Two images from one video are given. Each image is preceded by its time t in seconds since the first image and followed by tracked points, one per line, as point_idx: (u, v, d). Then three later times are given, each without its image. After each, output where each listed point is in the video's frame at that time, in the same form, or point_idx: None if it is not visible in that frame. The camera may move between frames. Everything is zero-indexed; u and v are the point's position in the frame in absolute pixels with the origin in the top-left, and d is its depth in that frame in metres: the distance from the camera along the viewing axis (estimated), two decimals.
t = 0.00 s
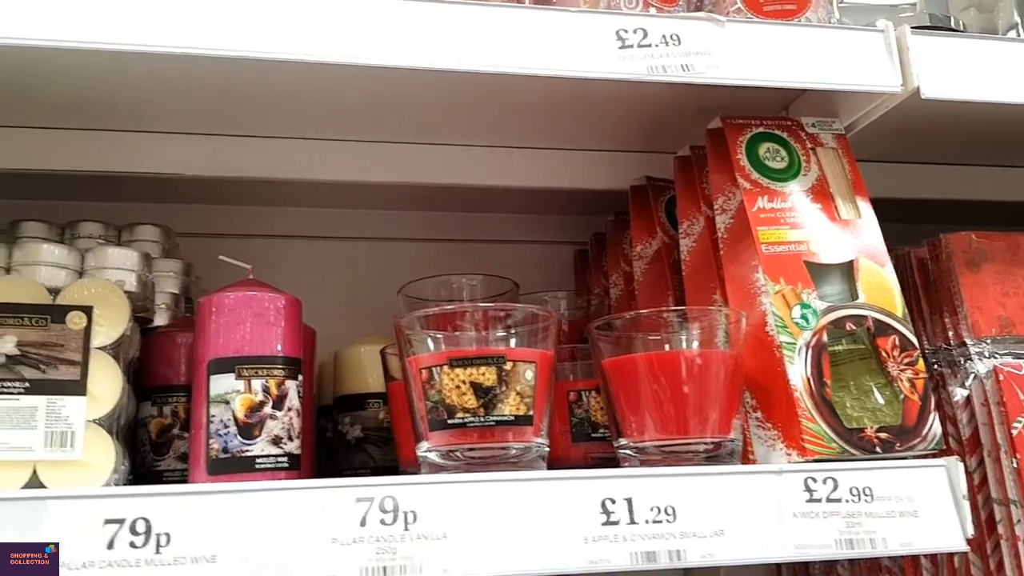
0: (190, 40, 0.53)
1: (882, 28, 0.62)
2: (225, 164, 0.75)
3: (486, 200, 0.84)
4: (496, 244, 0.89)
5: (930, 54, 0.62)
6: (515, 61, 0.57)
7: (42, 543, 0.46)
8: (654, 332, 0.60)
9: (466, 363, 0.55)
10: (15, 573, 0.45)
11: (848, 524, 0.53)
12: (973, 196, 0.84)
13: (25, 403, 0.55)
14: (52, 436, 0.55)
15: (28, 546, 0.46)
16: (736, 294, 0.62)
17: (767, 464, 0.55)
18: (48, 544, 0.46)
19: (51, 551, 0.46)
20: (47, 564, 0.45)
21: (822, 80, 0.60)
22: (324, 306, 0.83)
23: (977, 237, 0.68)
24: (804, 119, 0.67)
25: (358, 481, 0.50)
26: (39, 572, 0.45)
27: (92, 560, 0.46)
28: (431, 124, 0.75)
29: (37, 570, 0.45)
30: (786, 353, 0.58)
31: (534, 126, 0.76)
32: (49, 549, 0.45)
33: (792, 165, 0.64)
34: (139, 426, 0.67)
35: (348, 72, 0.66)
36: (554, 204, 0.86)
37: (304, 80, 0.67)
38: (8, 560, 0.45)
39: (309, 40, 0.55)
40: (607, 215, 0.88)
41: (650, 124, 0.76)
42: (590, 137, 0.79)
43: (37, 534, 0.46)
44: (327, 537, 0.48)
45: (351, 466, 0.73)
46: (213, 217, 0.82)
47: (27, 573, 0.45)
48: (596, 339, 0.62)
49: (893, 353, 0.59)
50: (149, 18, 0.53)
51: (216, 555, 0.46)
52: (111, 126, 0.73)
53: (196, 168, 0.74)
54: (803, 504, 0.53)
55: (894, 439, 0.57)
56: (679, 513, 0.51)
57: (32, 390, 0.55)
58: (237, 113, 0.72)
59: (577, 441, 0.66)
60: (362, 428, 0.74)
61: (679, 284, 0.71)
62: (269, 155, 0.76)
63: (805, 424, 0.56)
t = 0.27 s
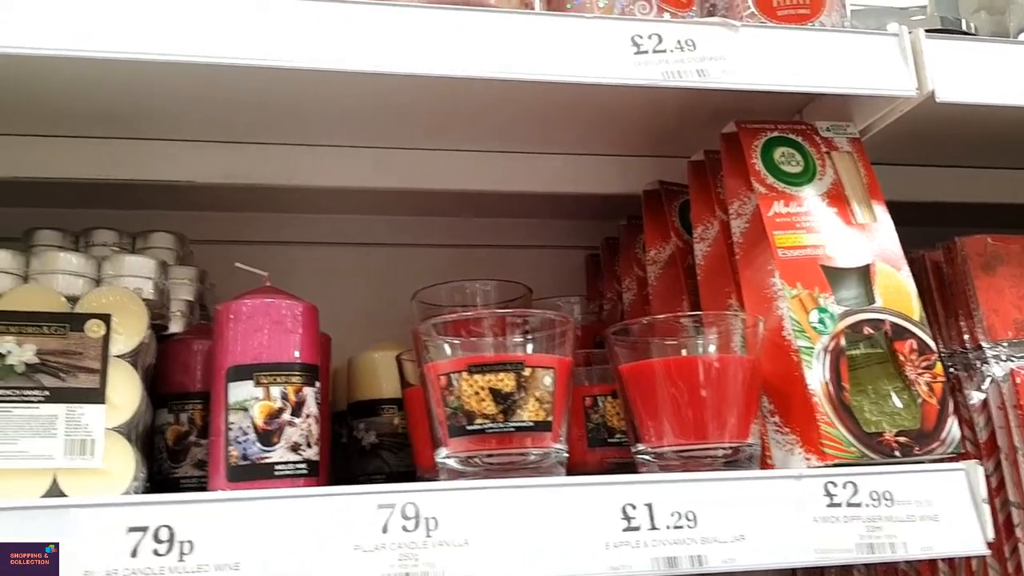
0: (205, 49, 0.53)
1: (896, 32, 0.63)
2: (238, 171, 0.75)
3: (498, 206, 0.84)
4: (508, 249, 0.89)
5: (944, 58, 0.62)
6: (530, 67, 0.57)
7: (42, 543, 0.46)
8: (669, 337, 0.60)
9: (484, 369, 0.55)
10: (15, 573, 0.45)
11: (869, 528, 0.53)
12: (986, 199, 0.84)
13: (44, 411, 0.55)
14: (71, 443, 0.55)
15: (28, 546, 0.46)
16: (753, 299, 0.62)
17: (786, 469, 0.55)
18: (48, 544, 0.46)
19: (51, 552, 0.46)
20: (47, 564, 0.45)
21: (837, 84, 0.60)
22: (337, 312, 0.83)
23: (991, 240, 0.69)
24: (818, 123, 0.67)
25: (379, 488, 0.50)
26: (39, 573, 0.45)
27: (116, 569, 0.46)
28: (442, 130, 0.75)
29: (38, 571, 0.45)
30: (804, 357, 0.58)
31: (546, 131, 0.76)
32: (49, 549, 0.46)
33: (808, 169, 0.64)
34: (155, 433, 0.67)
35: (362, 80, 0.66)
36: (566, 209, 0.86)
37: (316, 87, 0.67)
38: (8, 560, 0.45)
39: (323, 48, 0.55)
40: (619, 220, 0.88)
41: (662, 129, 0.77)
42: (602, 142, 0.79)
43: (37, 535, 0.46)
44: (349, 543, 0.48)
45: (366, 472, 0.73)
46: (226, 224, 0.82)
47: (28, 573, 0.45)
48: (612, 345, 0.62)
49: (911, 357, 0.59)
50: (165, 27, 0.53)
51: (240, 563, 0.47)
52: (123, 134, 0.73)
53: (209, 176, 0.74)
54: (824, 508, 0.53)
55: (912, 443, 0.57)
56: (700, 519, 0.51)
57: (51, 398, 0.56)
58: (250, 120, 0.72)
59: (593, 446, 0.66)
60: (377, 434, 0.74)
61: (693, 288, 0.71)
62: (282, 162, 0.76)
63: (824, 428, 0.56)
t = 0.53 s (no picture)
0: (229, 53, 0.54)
1: (916, 34, 0.63)
2: (257, 175, 0.75)
3: (515, 208, 0.85)
4: (524, 252, 0.89)
5: (964, 59, 0.62)
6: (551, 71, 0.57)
7: (42, 542, 0.46)
8: (691, 339, 0.60)
9: (509, 372, 0.55)
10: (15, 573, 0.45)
11: (893, 528, 0.53)
12: (1003, 199, 0.84)
13: (70, 415, 0.56)
14: (97, 447, 0.56)
15: (27, 546, 0.46)
16: (774, 300, 0.62)
17: (810, 471, 0.55)
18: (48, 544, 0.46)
19: (51, 551, 0.46)
20: (47, 564, 0.45)
21: (857, 87, 0.60)
22: (355, 315, 0.83)
23: (1010, 241, 0.69)
24: (837, 125, 0.68)
25: (406, 490, 0.50)
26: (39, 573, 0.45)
27: (148, 571, 0.46)
28: (460, 133, 0.75)
29: (38, 570, 0.45)
30: (827, 359, 0.58)
31: (564, 134, 0.76)
32: (49, 549, 0.46)
33: (828, 171, 0.64)
34: (178, 436, 0.68)
35: (381, 85, 0.66)
36: (583, 212, 0.86)
37: (336, 91, 0.67)
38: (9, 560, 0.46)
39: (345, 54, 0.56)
40: (635, 222, 0.89)
41: (680, 131, 0.77)
42: (619, 145, 0.79)
43: (38, 535, 0.46)
44: (378, 545, 0.48)
45: (385, 475, 0.74)
46: (245, 228, 0.82)
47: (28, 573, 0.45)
48: (633, 347, 0.63)
49: (933, 358, 0.60)
50: (189, 32, 0.54)
51: (270, 565, 0.47)
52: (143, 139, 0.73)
53: (228, 180, 0.75)
54: (849, 509, 0.53)
55: (936, 444, 0.57)
56: (726, 520, 0.52)
57: (78, 402, 0.56)
58: (269, 125, 0.72)
59: (613, 448, 0.66)
60: (395, 437, 0.74)
61: (712, 290, 0.71)
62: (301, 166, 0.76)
63: (848, 429, 0.56)
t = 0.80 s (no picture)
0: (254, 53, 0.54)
1: (939, 30, 0.63)
2: (278, 173, 0.75)
3: (534, 206, 0.85)
4: (543, 249, 0.89)
5: (988, 55, 0.62)
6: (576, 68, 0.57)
7: (42, 543, 0.46)
8: (715, 335, 0.60)
9: (536, 368, 0.56)
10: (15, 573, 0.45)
11: (921, 523, 0.53)
12: None
13: (100, 412, 0.56)
14: (127, 444, 0.56)
15: (27, 546, 0.46)
16: (799, 297, 0.62)
17: (837, 466, 0.55)
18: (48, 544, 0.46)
19: (51, 551, 0.46)
20: (47, 564, 0.45)
21: (882, 83, 0.60)
22: (375, 313, 0.84)
23: None
24: (860, 121, 0.68)
25: (436, 485, 0.50)
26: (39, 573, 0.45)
27: (181, 566, 0.46)
28: (480, 131, 0.76)
29: (38, 570, 0.45)
30: (853, 354, 0.58)
31: (584, 131, 0.76)
32: (50, 549, 0.46)
33: (851, 167, 0.64)
34: (203, 434, 0.68)
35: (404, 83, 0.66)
36: (602, 209, 0.86)
37: (358, 90, 0.67)
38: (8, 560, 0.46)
39: (369, 53, 0.56)
40: (654, 219, 0.89)
41: (700, 128, 0.77)
42: (639, 142, 0.79)
43: (36, 534, 0.46)
44: (409, 540, 0.48)
45: (408, 472, 0.74)
46: (265, 227, 0.83)
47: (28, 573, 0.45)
48: (657, 343, 0.63)
49: (958, 353, 0.60)
50: (215, 33, 0.54)
51: (303, 560, 0.47)
52: (165, 138, 0.74)
53: (249, 178, 0.75)
54: (876, 505, 0.53)
55: (962, 439, 0.57)
56: (754, 515, 0.52)
57: (107, 399, 0.56)
58: (290, 124, 0.72)
59: (637, 445, 0.66)
60: (418, 434, 0.75)
61: (733, 287, 0.71)
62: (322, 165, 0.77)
63: (874, 425, 0.56)
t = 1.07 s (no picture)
0: (277, 51, 0.54)
1: (959, 25, 0.63)
2: (295, 170, 0.75)
3: (549, 202, 0.85)
4: (558, 245, 0.89)
5: (1007, 50, 0.62)
6: (597, 64, 0.57)
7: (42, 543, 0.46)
8: (734, 331, 0.61)
9: (559, 363, 0.56)
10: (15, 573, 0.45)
11: (944, 517, 0.53)
12: None
13: (124, 408, 0.56)
14: (151, 440, 0.56)
15: (27, 546, 0.46)
16: (819, 292, 0.62)
17: (859, 460, 0.55)
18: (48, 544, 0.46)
19: (51, 552, 0.46)
20: (47, 564, 0.45)
21: (902, 78, 0.60)
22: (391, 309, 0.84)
23: None
24: (878, 117, 0.68)
25: (463, 480, 0.50)
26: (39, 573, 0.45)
27: (211, 561, 0.47)
28: (496, 127, 0.76)
29: (38, 570, 0.45)
30: (874, 349, 0.58)
31: (601, 128, 0.76)
32: (50, 549, 0.46)
33: (871, 162, 0.64)
34: (223, 430, 0.68)
35: (422, 79, 0.66)
36: (617, 205, 0.87)
37: (375, 86, 0.67)
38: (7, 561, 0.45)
39: (391, 49, 0.56)
40: (669, 215, 0.89)
41: (717, 124, 0.77)
42: (655, 138, 0.79)
43: (37, 534, 0.46)
44: (436, 535, 0.49)
45: (425, 467, 0.74)
46: (281, 223, 0.83)
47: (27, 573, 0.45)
48: (678, 339, 0.63)
49: (978, 348, 0.60)
50: (237, 30, 0.54)
51: (331, 554, 0.48)
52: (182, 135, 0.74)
53: (266, 175, 0.75)
54: (899, 498, 0.53)
55: (983, 433, 0.57)
56: (779, 510, 0.52)
57: (132, 395, 0.57)
58: (307, 120, 0.73)
59: (656, 439, 0.66)
60: (435, 429, 0.74)
61: (751, 282, 0.71)
62: (339, 161, 0.77)
63: (896, 420, 0.56)
